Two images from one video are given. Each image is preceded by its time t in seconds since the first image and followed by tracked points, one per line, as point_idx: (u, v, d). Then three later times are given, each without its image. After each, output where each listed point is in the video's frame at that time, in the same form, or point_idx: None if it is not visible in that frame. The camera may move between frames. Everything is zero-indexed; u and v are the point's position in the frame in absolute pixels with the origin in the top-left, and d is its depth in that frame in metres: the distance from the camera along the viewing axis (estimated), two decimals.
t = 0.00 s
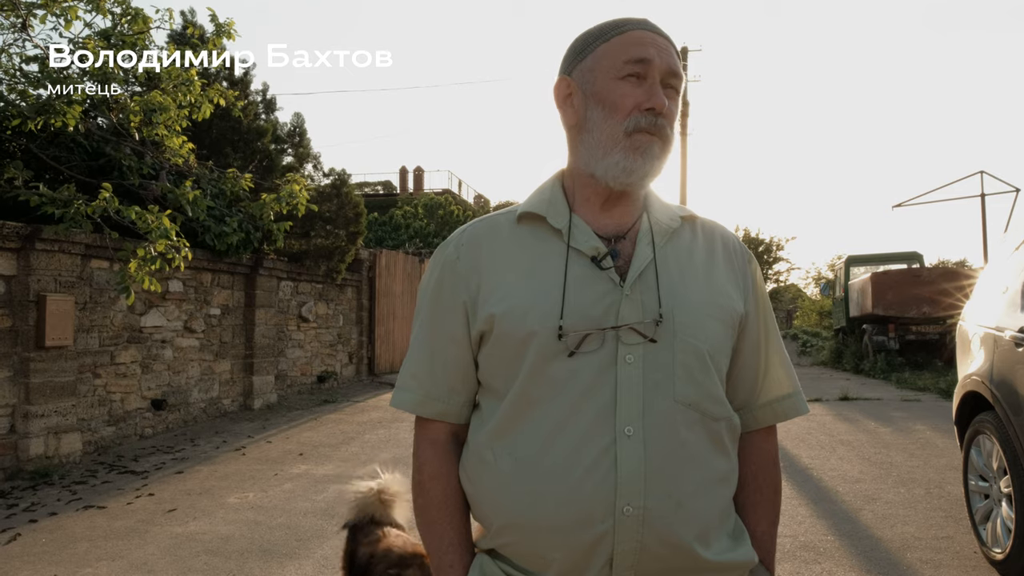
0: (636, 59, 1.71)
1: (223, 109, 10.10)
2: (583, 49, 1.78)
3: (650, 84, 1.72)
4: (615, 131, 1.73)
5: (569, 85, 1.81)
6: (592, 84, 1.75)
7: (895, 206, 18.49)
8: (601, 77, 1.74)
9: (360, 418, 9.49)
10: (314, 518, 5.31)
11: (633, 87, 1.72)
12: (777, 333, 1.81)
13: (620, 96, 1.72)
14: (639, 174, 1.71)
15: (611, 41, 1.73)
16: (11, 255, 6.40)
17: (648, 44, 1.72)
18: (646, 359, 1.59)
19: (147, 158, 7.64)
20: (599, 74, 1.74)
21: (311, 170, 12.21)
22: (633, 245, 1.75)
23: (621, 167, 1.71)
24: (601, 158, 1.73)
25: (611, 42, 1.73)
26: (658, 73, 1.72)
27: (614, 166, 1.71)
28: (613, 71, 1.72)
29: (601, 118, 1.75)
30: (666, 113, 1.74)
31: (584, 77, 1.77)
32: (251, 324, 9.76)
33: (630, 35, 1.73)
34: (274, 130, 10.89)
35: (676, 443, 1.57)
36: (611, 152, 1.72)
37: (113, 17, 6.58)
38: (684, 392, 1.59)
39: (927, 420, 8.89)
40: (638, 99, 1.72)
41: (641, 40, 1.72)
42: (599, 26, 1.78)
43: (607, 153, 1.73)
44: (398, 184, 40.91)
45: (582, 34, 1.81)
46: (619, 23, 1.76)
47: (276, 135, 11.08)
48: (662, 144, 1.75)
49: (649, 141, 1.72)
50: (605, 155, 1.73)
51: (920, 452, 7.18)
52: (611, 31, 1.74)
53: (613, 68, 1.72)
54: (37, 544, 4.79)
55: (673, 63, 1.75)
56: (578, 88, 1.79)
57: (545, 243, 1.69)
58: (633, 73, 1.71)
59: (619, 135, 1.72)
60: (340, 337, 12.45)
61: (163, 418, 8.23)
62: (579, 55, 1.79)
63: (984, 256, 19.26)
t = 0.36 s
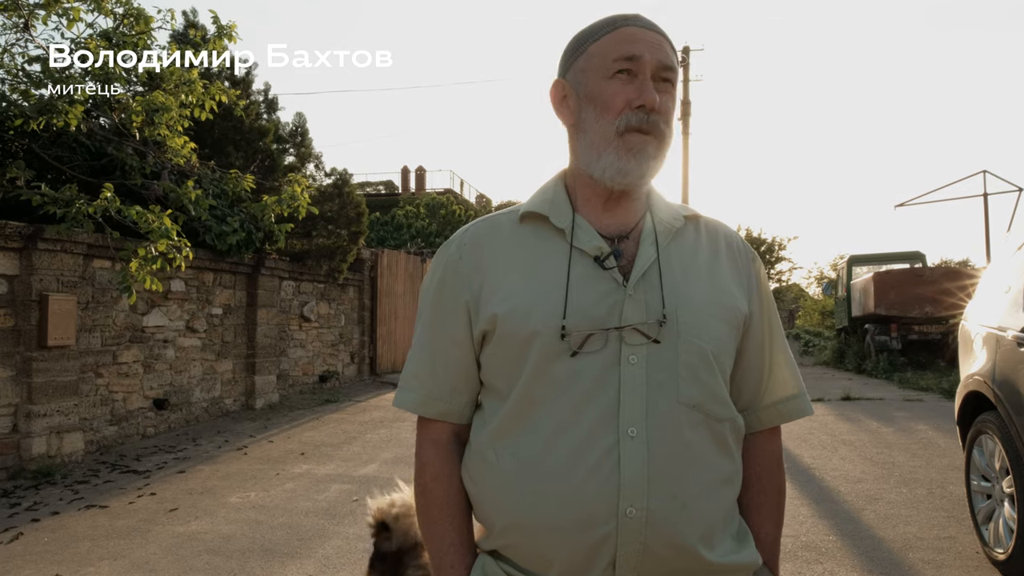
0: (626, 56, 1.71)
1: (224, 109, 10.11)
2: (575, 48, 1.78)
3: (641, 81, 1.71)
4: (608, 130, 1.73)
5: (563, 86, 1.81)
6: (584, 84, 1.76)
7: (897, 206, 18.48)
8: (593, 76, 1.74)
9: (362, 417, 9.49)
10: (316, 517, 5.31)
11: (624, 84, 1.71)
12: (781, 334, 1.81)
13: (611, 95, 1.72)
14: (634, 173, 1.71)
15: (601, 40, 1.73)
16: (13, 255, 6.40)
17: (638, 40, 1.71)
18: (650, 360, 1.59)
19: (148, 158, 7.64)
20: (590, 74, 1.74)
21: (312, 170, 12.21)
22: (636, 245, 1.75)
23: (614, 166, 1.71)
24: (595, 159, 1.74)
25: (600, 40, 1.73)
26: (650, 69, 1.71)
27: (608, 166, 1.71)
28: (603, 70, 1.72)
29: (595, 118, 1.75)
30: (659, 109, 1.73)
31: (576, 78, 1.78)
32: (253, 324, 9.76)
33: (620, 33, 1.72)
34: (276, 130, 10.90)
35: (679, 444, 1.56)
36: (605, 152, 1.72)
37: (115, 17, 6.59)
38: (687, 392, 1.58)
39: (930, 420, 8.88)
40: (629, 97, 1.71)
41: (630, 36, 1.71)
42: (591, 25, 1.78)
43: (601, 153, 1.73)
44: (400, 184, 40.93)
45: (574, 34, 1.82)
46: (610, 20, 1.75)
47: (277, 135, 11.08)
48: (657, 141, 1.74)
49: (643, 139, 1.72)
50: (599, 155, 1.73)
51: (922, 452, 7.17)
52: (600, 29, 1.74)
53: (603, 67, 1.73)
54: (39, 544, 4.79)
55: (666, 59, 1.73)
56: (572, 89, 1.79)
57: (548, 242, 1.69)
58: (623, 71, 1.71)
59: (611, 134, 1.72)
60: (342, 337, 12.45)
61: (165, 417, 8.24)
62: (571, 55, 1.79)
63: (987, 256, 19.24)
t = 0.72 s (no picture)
0: (662, 64, 1.66)
1: (227, 109, 10.12)
2: (603, 44, 1.70)
3: (675, 91, 1.67)
4: (639, 139, 1.69)
5: (583, 80, 1.73)
6: (612, 86, 1.69)
7: (899, 206, 18.43)
8: (625, 79, 1.67)
9: (364, 417, 9.48)
10: (318, 517, 5.31)
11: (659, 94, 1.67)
12: (781, 331, 1.80)
13: (644, 103, 1.67)
14: (660, 184, 1.70)
15: (635, 42, 1.66)
16: (16, 255, 6.41)
17: (673, 49, 1.66)
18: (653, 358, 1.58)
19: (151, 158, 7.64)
20: (623, 77, 1.67)
21: (314, 170, 12.22)
22: (638, 243, 1.75)
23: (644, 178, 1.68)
24: (622, 165, 1.70)
25: (636, 41, 1.66)
26: (683, 80, 1.68)
27: (637, 176, 1.69)
28: (639, 76, 1.66)
29: (623, 123, 1.69)
30: (685, 120, 1.71)
31: (603, 75, 1.70)
32: (255, 324, 9.77)
33: (656, 39, 1.66)
34: (279, 130, 10.90)
35: (684, 443, 1.56)
36: (635, 161, 1.69)
37: (118, 17, 6.59)
38: (692, 391, 1.58)
39: (933, 420, 8.86)
40: (663, 107, 1.67)
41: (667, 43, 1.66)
42: (619, 22, 1.69)
43: (630, 159, 1.69)
44: (403, 184, 40.90)
45: (597, 24, 1.72)
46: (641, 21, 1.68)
47: (280, 134, 11.09)
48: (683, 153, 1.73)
49: (672, 150, 1.69)
50: (627, 163, 1.69)
51: (925, 452, 7.15)
52: (634, 30, 1.67)
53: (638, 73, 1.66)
54: (41, 543, 4.79)
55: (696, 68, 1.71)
56: (597, 86, 1.71)
57: (548, 241, 1.68)
58: (659, 79, 1.66)
59: (642, 144, 1.69)
60: (344, 336, 12.45)
61: (167, 417, 8.24)
62: (598, 50, 1.71)
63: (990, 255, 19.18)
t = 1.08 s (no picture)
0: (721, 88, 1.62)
1: (230, 109, 10.14)
2: (673, 46, 1.54)
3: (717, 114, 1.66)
4: (693, 156, 1.62)
5: (655, 81, 1.55)
6: (684, 96, 1.56)
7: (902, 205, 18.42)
8: (696, 91, 1.57)
9: (367, 417, 9.49)
10: (321, 517, 5.31)
11: (711, 115, 1.63)
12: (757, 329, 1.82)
13: (704, 123, 1.61)
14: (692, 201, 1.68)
15: (707, 60, 1.58)
16: (19, 255, 6.42)
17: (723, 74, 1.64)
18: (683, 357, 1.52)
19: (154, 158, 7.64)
20: (697, 92, 1.57)
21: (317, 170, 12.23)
22: (654, 242, 1.66)
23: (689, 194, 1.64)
24: (675, 178, 1.61)
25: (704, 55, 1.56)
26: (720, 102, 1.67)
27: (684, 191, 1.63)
28: (708, 95, 1.58)
29: (682, 135, 1.60)
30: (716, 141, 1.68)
31: (676, 83, 1.55)
32: (258, 324, 9.78)
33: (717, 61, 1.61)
34: (281, 130, 10.91)
35: (711, 442, 1.53)
36: (685, 177, 1.62)
37: (121, 17, 6.60)
38: (714, 390, 1.55)
39: (936, 420, 8.84)
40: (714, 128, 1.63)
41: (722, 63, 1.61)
42: (683, 25, 1.56)
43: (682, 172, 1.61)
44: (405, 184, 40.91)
45: (667, 22, 1.56)
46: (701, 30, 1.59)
47: (283, 134, 11.10)
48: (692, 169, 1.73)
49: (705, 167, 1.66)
50: (680, 177, 1.61)
51: (929, 452, 7.14)
52: (706, 46, 1.58)
53: (708, 92, 1.58)
54: (45, 543, 4.80)
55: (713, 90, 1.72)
56: (665, 89, 1.55)
57: (570, 229, 1.54)
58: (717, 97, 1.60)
59: (693, 161, 1.63)
60: (347, 336, 12.46)
61: (170, 417, 8.26)
62: (675, 54, 1.55)
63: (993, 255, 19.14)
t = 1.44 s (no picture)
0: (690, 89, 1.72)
1: (233, 109, 10.15)
2: (668, 41, 1.59)
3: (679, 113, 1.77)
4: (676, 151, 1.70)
5: (666, 78, 1.58)
6: (679, 94, 1.63)
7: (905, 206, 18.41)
8: (684, 87, 1.64)
9: (370, 417, 9.49)
10: (324, 517, 5.31)
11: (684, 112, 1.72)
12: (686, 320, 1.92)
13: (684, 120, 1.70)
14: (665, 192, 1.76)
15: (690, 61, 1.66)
16: (23, 254, 6.44)
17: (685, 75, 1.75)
18: (703, 353, 1.57)
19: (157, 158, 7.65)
20: (685, 91, 1.65)
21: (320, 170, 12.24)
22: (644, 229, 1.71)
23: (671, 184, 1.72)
24: (667, 171, 1.67)
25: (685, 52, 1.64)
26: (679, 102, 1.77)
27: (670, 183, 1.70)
28: (689, 93, 1.68)
29: (672, 129, 1.66)
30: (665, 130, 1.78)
31: (676, 82, 1.61)
32: (261, 324, 9.79)
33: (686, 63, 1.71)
34: (284, 130, 10.92)
35: (729, 431, 1.61)
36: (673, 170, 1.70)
37: (124, 17, 6.60)
38: (722, 379, 1.63)
39: (939, 420, 8.84)
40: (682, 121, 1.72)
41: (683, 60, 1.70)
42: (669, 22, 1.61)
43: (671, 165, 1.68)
44: (407, 184, 40.91)
45: (663, 22, 1.60)
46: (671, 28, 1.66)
47: (285, 134, 11.12)
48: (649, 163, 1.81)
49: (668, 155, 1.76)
50: (670, 170, 1.68)
51: (932, 453, 7.13)
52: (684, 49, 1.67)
53: (689, 91, 1.67)
54: (48, 542, 4.81)
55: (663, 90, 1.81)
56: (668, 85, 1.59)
57: (604, 226, 1.47)
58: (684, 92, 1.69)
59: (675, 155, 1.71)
60: (349, 336, 12.47)
61: (173, 417, 8.27)
62: (676, 53, 1.60)
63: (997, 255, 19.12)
